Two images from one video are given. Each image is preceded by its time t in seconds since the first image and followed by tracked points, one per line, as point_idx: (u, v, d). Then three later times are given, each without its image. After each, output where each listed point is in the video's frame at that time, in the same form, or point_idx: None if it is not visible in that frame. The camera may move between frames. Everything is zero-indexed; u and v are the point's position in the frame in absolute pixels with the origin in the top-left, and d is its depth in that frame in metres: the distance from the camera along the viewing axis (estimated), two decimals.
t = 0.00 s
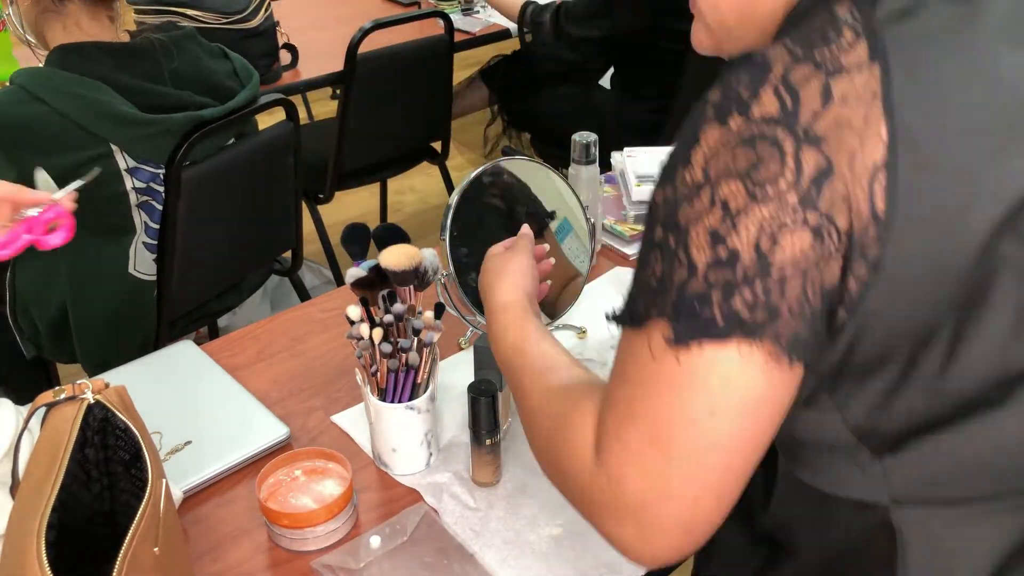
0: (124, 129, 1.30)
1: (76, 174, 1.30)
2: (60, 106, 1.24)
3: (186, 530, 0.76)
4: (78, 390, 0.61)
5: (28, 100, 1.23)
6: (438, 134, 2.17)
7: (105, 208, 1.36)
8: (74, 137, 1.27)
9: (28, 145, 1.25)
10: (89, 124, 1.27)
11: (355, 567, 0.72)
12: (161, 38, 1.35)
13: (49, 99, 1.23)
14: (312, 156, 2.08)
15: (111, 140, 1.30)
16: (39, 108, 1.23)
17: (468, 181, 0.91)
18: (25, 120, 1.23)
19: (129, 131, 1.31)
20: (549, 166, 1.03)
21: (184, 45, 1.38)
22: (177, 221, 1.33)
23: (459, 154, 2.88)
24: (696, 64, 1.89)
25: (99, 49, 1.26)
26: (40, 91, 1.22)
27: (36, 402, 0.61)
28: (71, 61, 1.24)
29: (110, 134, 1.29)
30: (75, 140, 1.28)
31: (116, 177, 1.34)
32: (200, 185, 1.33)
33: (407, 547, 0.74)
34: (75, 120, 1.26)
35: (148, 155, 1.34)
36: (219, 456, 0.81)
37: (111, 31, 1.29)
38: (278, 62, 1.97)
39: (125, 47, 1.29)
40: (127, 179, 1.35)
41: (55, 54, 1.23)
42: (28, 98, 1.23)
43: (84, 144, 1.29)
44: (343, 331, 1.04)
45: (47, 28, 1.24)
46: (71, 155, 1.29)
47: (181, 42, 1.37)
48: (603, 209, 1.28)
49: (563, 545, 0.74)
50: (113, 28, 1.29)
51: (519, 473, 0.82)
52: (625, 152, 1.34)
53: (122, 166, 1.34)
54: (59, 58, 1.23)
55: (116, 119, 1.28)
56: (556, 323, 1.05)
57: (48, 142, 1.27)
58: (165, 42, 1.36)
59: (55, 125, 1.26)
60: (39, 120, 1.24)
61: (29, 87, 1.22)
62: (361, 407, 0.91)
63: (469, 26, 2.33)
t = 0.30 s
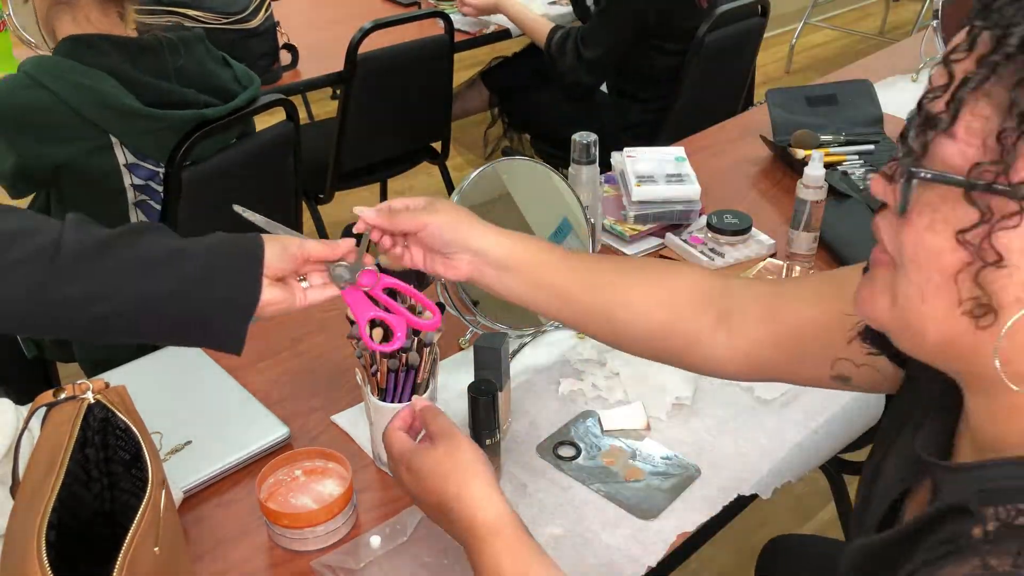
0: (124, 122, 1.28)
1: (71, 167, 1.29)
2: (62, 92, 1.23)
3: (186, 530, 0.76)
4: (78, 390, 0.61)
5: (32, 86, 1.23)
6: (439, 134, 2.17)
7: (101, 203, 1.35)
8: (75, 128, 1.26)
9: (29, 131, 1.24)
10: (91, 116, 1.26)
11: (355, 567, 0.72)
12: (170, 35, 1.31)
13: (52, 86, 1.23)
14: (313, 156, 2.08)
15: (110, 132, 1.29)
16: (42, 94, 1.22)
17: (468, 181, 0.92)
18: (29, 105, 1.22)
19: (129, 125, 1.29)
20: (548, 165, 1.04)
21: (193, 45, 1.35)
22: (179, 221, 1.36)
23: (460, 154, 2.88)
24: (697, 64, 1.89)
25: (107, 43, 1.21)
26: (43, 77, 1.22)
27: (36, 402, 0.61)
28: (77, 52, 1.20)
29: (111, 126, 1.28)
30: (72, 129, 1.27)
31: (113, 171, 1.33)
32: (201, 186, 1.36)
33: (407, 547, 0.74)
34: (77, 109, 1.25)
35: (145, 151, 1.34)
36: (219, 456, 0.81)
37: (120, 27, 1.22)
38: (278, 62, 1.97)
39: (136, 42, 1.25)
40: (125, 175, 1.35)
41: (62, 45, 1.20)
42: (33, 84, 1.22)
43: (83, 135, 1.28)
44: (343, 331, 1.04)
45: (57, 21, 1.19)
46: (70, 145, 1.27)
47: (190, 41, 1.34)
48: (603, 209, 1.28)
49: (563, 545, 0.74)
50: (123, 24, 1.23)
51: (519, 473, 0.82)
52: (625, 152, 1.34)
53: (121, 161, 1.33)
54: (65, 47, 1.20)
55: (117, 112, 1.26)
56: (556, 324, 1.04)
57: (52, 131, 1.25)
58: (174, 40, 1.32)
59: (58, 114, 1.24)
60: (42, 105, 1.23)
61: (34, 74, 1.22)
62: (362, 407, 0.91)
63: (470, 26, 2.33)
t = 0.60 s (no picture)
0: (126, 121, 1.26)
1: (73, 163, 1.25)
2: (62, 89, 1.19)
3: (186, 529, 0.76)
4: (78, 390, 0.61)
5: (30, 81, 1.18)
6: (438, 134, 2.17)
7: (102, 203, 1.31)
8: (77, 124, 1.22)
9: (28, 128, 1.19)
10: (93, 113, 1.22)
11: (355, 567, 0.72)
12: (173, 36, 1.30)
13: (53, 82, 1.18)
14: (313, 157, 2.08)
15: (111, 130, 1.26)
16: (42, 92, 1.18)
17: (467, 182, 0.92)
18: (29, 101, 1.17)
19: (130, 123, 1.27)
20: (547, 165, 1.04)
21: (196, 46, 1.34)
22: (178, 221, 1.35)
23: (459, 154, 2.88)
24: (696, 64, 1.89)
25: (112, 41, 1.19)
26: (47, 75, 1.18)
27: (36, 402, 0.61)
28: (78, 50, 1.17)
29: (111, 124, 1.25)
30: (72, 125, 1.22)
31: (113, 172, 1.29)
32: (202, 185, 1.35)
33: (407, 547, 0.74)
34: (77, 106, 1.21)
35: (146, 149, 1.31)
36: (219, 457, 0.81)
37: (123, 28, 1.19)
38: (278, 62, 1.97)
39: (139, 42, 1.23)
40: (124, 174, 1.31)
41: (64, 42, 1.16)
42: (32, 79, 1.18)
43: (86, 136, 1.24)
44: (343, 331, 1.04)
45: (56, 19, 1.14)
46: (69, 141, 1.23)
47: (193, 42, 1.34)
48: (603, 209, 1.28)
49: (563, 545, 0.74)
50: (125, 23, 1.19)
51: (518, 473, 0.82)
52: (625, 152, 1.34)
53: (120, 160, 1.29)
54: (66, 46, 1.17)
55: (118, 110, 1.24)
56: (556, 323, 1.04)
57: (55, 129, 1.21)
58: (178, 40, 1.30)
59: (58, 110, 1.20)
60: (45, 102, 1.18)
61: (35, 69, 1.17)
62: (361, 407, 0.91)
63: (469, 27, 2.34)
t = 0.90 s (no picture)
0: (127, 120, 1.29)
1: (76, 171, 1.28)
2: (66, 93, 1.23)
3: (186, 529, 0.76)
4: (78, 390, 0.61)
5: (34, 87, 1.21)
6: (439, 134, 2.17)
7: (108, 205, 1.35)
8: (81, 129, 1.26)
9: (34, 135, 1.22)
10: (94, 114, 1.26)
11: (356, 567, 0.72)
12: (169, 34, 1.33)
13: (57, 87, 1.22)
14: (313, 156, 2.08)
15: (113, 131, 1.29)
16: (43, 96, 1.21)
17: (467, 181, 0.92)
18: (33, 107, 1.21)
19: (131, 124, 1.30)
20: (548, 166, 1.04)
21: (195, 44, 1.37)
22: (177, 222, 1.34)
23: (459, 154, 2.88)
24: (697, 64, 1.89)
25: (108, 42, 1.24)
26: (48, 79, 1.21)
27: (36, 402, 0.61)
28: (81, 54, 1.23)
29: (113, 126, 1.29)
30: (73, 130, 1.26)
31: (119, 175, 1.33)
32: (201, 185, 1.34)
33: (407, 547, 0.74)
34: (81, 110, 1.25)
35: (148, 148, 1.34)
36: (219, 456, 0.81)
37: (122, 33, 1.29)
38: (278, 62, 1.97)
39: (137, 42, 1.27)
40: (130, 177, 1.35)
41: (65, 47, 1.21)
42: (36, 84, 1.21)
43: (89, 139, 1.27)
44: (343, 331, 1.04)
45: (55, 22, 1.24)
46: (74, 147, 1.27)
47: (191, 38, 1.36)
48: (603, 209, 1.28)
49: (563, 545, 0.74)
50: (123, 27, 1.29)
51: (518, 473, 0.82)
52: (625, 152, 1.34)
53: (126, 163, 1.33)
54: (67, 50, 1.22)
55: (119, 111, 1.28)
56: (556, 323, 1.04)
57: (58, 138, 1.25)
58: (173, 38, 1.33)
59: (62, 115, 1.24)
60: (46, 107, 1.22)
61: (39, 75, 1.21)
62: (361, 407, 0.91)
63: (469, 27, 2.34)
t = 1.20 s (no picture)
0: (118, 124, 1.30)
1: (70, 176, 1.30)
2: (54, 99, 1.24)
3: (187, 529, 0.76)
4: (78, 390, 0.61)
5: (23, 95, 1.23)
6: (439, 134, 2.18)
7: (104, 207, 1.36)
8: (72, 134, 1.28)
9: (25, 142, 1.25)
10: (84, 118, 1.27)
11: (355, 567, 0.72)
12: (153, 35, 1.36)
13: (45, 93, 1.24)
14: (313, 157, 2.08)
15: (104, 134, 1.30)
16: (33, 102, 1.23)
17: (468, 181, 0.92)
18: (23, 114, 1.23)
19: (123, 127, 1.30)
20: (548, 166, 1.04)
21: (179, 43, 1.39)
22: (177, 223, 1.34)
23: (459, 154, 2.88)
24: (696, 64, 1.89)
25: (90, 43, 1.26)
26: (36, 84, 1.23)
27: (36, 402, 0.61)
28: (68, 58, 1.25)
29: (104, 129, 1.29)
30: (66, 137, 1.27)
31: (113, 177, 1.33)
32: (200, 185, 1.34)
33: (408, 547, 0.74)
34: (71, 116, 1.26)
35: (142, 151, 1.34)
36: (219, 456, 0.81)
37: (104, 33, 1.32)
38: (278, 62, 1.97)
39: (121, 43, 1.31)
40: (124, 179, 1.35)
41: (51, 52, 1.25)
42: (25, 92, 1.23)
43: (81, 143, 1.29)
44: (343, 331, 1.04)
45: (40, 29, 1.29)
46: (68, 154, 1.29)
47: (174, 41, 1.39)
48: (603, 209, 1.28)
49: (563, 545, 0.74)
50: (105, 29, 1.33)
51: (518, 473, 0.82)
52: (625, 152, 1.34)
53: (119, 165, 1.33)
54: (54, 54, 1.25)
55: (110, 113, 1.28)
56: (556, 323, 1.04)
57: (49, 143, 1.27)
58: (159, 39, 1.37)
59: (53, 121, 1.25)
60: (36, 112, 1.24)
61: (27, 82, 1.23)
62: (361, 407, 0.91)
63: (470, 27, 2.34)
